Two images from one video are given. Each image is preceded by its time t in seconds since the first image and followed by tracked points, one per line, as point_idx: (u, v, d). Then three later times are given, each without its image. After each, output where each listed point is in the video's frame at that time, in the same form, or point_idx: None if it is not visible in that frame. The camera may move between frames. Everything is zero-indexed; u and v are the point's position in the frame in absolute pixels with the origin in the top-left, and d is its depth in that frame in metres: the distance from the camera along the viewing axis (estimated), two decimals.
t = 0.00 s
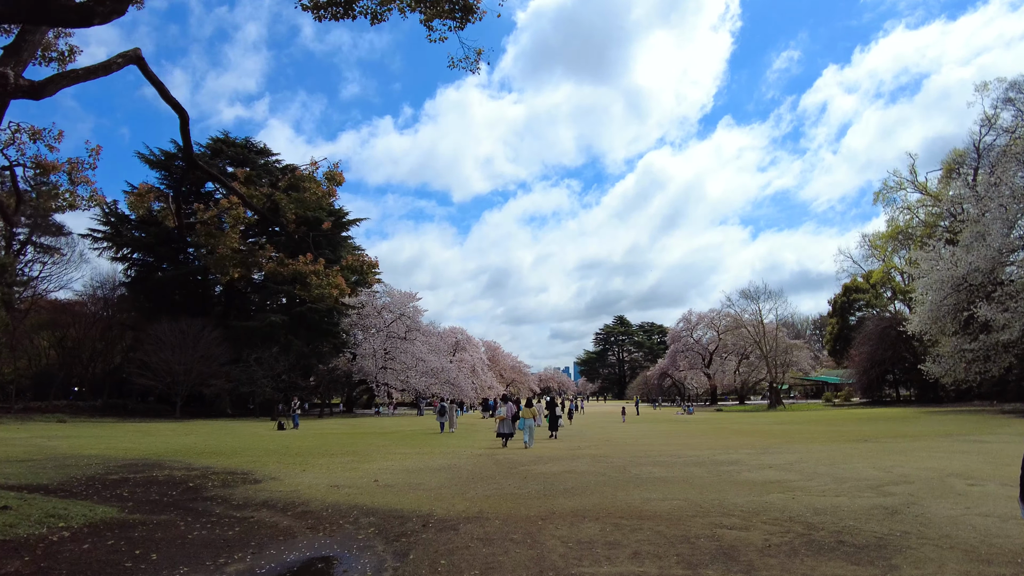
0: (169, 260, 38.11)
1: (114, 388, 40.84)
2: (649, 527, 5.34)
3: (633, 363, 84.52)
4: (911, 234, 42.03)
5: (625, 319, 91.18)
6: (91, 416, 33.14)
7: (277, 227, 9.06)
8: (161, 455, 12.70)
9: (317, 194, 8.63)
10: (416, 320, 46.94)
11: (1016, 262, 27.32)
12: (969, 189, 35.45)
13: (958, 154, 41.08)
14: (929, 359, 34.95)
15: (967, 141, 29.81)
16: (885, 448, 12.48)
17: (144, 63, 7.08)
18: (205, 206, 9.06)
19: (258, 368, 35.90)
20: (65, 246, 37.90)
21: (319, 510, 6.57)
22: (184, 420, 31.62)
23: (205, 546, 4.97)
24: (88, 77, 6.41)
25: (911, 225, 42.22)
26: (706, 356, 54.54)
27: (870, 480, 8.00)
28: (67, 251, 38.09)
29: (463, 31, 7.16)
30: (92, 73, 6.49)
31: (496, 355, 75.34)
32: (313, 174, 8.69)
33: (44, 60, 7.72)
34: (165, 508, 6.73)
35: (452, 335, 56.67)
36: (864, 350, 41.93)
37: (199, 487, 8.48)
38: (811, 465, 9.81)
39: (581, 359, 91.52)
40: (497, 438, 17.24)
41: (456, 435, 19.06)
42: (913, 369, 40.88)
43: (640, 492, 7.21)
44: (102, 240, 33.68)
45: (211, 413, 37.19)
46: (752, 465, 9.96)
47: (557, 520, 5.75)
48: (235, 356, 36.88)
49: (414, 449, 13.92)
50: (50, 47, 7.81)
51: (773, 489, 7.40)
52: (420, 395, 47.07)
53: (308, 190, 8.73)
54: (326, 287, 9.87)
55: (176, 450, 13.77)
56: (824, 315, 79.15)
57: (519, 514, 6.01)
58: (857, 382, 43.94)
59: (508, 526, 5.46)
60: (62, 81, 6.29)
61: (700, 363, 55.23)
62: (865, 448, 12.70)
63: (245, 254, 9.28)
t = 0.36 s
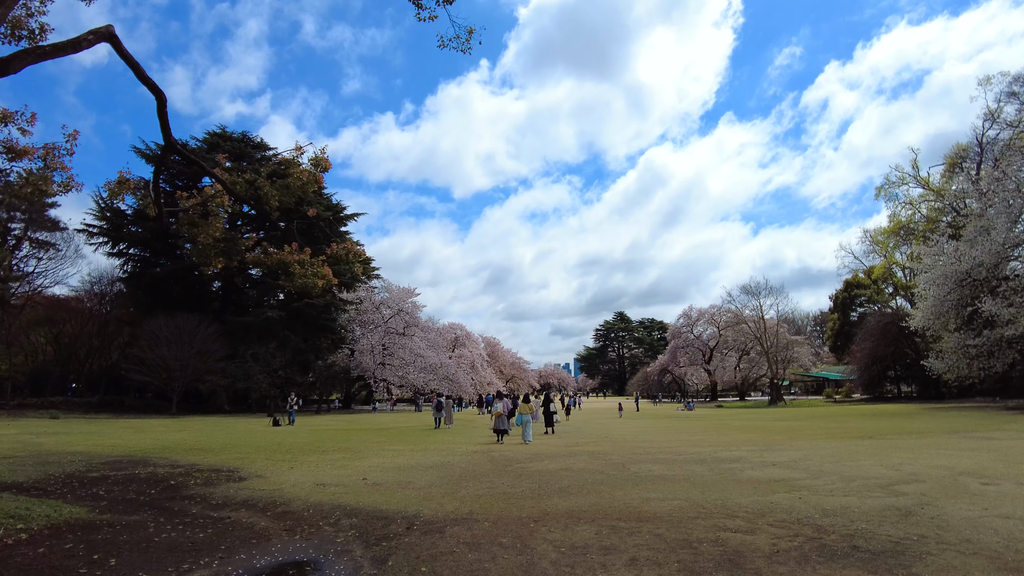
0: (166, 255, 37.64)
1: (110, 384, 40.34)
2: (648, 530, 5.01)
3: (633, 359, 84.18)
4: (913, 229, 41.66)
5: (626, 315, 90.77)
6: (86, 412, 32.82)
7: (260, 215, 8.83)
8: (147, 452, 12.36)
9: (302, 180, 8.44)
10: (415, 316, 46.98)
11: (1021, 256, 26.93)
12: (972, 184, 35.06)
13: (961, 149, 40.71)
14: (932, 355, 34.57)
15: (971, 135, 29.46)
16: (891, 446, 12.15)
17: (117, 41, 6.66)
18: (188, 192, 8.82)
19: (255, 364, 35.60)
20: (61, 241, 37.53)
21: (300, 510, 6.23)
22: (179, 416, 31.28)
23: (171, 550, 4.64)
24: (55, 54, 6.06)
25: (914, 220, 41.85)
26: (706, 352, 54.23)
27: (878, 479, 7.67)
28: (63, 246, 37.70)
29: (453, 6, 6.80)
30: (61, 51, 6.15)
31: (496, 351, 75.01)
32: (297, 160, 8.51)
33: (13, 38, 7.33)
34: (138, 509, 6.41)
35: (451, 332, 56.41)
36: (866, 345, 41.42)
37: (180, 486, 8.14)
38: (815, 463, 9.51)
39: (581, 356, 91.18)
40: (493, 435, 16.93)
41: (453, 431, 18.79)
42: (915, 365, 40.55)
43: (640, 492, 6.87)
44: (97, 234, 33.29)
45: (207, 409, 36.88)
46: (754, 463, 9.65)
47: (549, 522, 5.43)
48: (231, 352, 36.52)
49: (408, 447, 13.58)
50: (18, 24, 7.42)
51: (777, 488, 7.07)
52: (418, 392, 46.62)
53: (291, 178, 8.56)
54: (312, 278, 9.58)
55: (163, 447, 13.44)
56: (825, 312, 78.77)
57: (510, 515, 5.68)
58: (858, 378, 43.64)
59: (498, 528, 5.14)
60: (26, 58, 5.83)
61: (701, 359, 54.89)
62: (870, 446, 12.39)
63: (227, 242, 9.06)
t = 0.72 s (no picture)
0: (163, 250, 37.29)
1: (106, 381, 39.99)
2: (645, 538, 4.69)
3: (633, 356, 83.93)
4: (915, 226, 41.32)
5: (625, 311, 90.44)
6: (81, 408, 32.49)
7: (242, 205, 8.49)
8: (132, 450, 12.03)
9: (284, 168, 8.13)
10: (413, 312, 46.71)
11: None
12: (975, 180, 34.71)
13: (964, 144, 40.33)
14: (935, 351, 34.24)
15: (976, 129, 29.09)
16: (895, 445, 11.87)
17: (86, 20, 6.19)
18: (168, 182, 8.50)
19: (250, 360, 35.21)
20: (57, 237, 37.20)
21: (278, 515, 5.91)
22: (174, 412, 30.99)
23: (130, 561, 4.34)
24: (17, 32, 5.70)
25: (916, 216, 41.50)
26: (707, 348, 53.98)
27: (887, 482, 7.35)
28: (59, 242, 37.37)
29: None
30: (26, 29, 5.79)
31: (495, 347, 74.73)
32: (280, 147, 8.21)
33: None
34: (108, 513, 6.09)
35: (450, 328, 56.15)
36: (867, 342, 40.90)
37: (159, 487, 7.81)
38: (819, 464, 9.22)
39: (580, 352, 90.89)
40: (490, 433, 16.63)
41: (448, 428, 18.49)
42: (916, 362, 40.25)
43: (638, 494, 6.55)
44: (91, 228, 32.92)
45: (203, 405, 36.57)
46: (756, 463, 9.35)
47: (540, 528, 5.12)
48: (227, 348, 36.16)
49: (401, 444, 13.30)
50: None
51: (780, 491, 6.77)
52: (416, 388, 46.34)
53: (273, 165, 8.25)
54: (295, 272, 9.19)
55: (150, 445, 13.13)
56: (825, 308, 78.46)
57: (499, 522, 5.35)
58: (859, 375, 43.34)
59: (484, 536, 4.83)
60: None
61: (701, 355, 54.64)
62: (875, 445, 12.11)
63: (206, 232, 8.69)
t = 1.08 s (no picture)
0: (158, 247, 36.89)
1: (102, 378, 39.60)
2: (637, 546, 4.35)
3: (632, 352, 83.71)
4: (916, 220, 40.93)
5: (625, 307, 90.14)
6: (75, 406, 32.18)
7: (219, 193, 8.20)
8: (115, 448, 11.70)
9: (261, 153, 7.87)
10: (411, 308, 46.36)
11: None
12: (977, 173, 34.32)
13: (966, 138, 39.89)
14: (937, 347, 33.86)
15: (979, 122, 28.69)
16: (899, 442, 11.54)
17: None
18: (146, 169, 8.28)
19: (245, 356, 34.87)
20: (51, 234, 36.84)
21: (250, 518, 5.57)
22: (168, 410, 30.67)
23: (80, 569, 4.01)
24: None
25: (917, 211, 41.09)
26: (706, 344, 53.71)
27: (894, 482, 7.03)
28: (53, 238, 37.00)
29: None
30: None
31: (495, 344, 74.42)
32: (259, 133, 7.95)
33: None
34: (72, 515, 5.76)
35: (448, 324, 55.86)
36: (868, 338, 40.52)
37: (134, 487, 7.48)
38: (822, 462, 8.90)
39: (580, 349, 90.56)
40: (485, 430, 16.33)
41: (443, 426, 18.18)
42: (918, 357, 39.88)
43: (633, 495, 6.22)
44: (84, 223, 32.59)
45: (198, 402, 36.25)
46: (757, 462, 9.03)
47: (527, 533, 4.80)
48: (222, 344, 35.78)
49: (393, 442, 12.98)
50: None
51: (783, 492, 6.44)
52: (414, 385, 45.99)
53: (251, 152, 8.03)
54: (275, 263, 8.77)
55: (135, 443, 12.80)
56: (826, 304, 78.08)
57: (483, 525, 5.02)
58: (859, 371, 42.73)
59: (465, 542, 4.50)
60: None
61: (700, 352, 54.36)
62: (878, 443, 11.78)
63: (182, 222, 8.49)
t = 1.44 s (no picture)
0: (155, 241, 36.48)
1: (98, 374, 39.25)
2: (637, 554, 4.03)
3: (633, 348, 83.44)
4: (918, 215, 40.49)
5: (625, 303, 89.75)
6: (70, 402, 31.87)
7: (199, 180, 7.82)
8: (100, 445, 11.36)
9: (242, 137, 7.45)
10: (409, 303, 46.01)
11: None
12: (981, 167, 33.95)
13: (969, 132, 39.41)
14: (940, 342, 33.51)
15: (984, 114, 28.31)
16: (907, 440, 11.22)
17: None
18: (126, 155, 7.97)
19: (242, 351, 34.51)
20: (47, 228, 36.46)
21: (225, 521, 5.25)
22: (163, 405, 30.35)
23: None
24: None
25: (919, 205, 40.63)
26: (707, 340, 53.42)
27: (907, 483, 6.71)
28: (48, 233, 36.64)
29: None
30: None
31: (494, 340, 74.13)
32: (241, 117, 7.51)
33: None
34: (38, 518, 5.43)
35: (447, 320, 55.57)
36: (869, 334, 40.14)
37: (111, 486, 7.14)
38: (829, 462, 8.57)
39: (580, 344, 90.22)
40: (481, 426, 16.03)
41: (440, 422, 17.86)
42: (920, 353, 39.52)
43: (634, 497, 5.89)
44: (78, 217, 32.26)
45: (194, 398, 35.94)
46: (762, 460, 8.71)
47: (518, 539, 4.48)
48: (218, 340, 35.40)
49: (387, 439, 12.68)
50: None
51: (790, 493, 6.13)
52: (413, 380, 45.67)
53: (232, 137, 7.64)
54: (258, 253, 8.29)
55: (122, 439, 12.49)
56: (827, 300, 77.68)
57: (472, 530, 4.70)
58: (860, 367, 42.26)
59: (452, 549, 4.19)
60: None
61: (701, 347, 54.09)
62: (885, 440, 11.45)
63: (160, 211, 8.19)
